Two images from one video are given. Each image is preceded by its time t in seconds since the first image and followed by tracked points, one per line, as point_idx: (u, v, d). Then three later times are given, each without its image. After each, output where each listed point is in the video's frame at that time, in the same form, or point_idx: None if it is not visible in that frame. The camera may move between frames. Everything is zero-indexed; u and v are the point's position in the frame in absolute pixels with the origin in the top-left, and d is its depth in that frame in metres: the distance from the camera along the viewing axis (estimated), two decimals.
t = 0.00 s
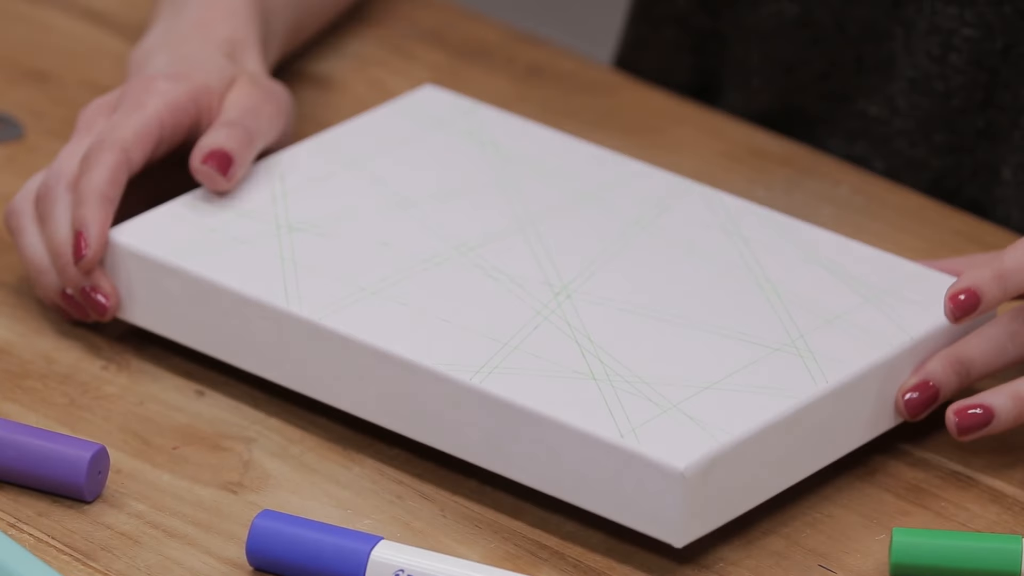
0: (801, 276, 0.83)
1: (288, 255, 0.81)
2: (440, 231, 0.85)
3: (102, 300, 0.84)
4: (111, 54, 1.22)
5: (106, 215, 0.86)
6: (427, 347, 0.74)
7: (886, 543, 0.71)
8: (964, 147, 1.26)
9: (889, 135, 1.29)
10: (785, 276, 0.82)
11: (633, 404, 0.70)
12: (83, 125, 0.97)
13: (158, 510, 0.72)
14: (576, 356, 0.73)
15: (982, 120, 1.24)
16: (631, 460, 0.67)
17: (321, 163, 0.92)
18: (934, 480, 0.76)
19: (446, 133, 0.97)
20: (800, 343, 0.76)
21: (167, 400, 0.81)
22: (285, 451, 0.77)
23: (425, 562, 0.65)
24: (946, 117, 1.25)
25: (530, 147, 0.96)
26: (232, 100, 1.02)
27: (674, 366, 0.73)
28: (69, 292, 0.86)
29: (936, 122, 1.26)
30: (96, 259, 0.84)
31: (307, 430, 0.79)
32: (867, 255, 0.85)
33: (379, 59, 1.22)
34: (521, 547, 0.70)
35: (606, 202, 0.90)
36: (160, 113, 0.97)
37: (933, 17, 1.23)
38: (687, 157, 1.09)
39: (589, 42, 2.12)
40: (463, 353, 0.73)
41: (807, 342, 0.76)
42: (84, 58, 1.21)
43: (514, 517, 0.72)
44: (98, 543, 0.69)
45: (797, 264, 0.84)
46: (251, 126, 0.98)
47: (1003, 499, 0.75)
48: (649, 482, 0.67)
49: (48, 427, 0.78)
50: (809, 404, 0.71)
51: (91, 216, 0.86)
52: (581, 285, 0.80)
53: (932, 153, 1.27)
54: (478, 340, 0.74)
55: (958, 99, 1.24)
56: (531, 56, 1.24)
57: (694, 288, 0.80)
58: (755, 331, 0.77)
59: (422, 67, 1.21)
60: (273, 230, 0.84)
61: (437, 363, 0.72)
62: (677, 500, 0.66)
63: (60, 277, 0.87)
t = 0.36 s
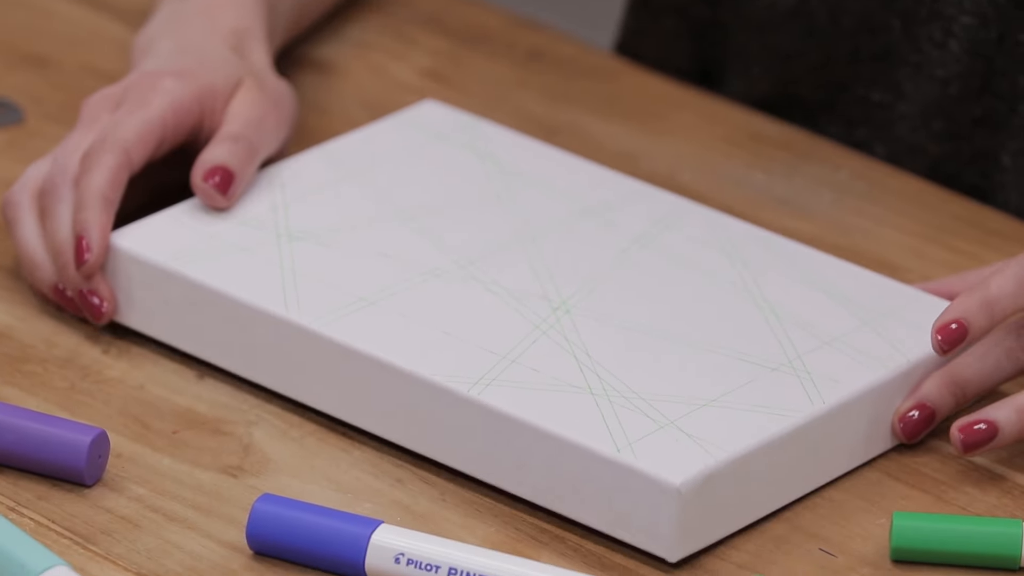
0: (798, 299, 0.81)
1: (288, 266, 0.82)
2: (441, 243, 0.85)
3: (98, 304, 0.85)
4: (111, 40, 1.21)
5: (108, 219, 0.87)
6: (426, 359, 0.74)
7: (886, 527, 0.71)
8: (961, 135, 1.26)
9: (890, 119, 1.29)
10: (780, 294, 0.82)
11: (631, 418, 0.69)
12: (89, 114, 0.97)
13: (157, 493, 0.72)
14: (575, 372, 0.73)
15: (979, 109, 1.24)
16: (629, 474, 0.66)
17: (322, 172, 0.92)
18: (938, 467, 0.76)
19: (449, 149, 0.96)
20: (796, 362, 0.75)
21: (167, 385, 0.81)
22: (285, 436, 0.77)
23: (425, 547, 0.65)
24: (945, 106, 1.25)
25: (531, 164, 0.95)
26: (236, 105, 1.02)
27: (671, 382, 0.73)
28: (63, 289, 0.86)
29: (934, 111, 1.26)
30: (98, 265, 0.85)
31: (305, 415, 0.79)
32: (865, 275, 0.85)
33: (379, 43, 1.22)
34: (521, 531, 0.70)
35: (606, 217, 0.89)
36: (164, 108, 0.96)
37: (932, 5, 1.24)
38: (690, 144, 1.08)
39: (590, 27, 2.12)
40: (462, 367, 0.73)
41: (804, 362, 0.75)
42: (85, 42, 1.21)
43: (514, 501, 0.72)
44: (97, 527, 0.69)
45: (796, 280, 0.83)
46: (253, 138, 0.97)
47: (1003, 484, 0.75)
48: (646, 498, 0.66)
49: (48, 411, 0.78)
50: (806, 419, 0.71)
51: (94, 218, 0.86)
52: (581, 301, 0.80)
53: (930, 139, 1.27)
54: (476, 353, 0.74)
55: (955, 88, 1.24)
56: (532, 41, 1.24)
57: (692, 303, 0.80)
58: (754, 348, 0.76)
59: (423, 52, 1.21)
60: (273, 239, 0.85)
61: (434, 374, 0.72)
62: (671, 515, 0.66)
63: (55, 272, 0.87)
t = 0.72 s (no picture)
0: (803, 273, 0.80)
1: (291, 246, 0.82)
2: (445, 220, 0.85)
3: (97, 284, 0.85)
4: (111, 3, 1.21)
5: (108, 200, 0.87)
6: (427, 339, 0.74)
7: (887, 493, 0.70)
8: (947, 88, 1.24)
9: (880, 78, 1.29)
10: (783, 267, 0.81)
11: (631, 400, 0.69)
12: (90, 86, 0.96)
13: (157, 460, 0.72)
14: (576, 352, 0.73)
15: (963, 61, 1.23)
16: (624, 456, 0.66)
17: (329, 148, 0.92)
18: (944, 436, 0.75)
19: (453, 123, 0.96)
20: (797, 339, 0.74)
21: (168, 351, 0.81)
22: (285, 402, 0.77)
23: (425, 513, 0.64)
24: (932, 60, 1.24)
25: (537, 136, 0.94)
26: (245, 82, 1.01)
27: (671, 362, 0.72)
28: (60, 259, 0.86)
29: (923, 64, 1.25)
30: (97, 245, 0.85)
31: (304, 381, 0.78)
32: (874, 248, 0.83)
33: (376, 8, 1.21)
34: (521, 497, 0.70)
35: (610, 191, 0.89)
36: (166, 86, 0.96)
37: None
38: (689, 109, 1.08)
39: None
40: (461, 347, 0.73)
41: (806, 338, 0.75)
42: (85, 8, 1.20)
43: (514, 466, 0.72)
44: (97, 493, 0.69)
45: (802, 254, 0.82)
46: (260, 120, 0.96)
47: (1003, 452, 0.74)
48: (643, 479, 0.66)
49: (48, 378, 0.78)
50: (807, 398, 0.70)
51: (94, 200, 0.87)
52: (582, 278, 0.79)
53: (922, 93, 1.26)
54: (477, 334, 0.74)
55: (941, 38, 1.23)
56: (531, 6, 1.23)
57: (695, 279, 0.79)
58: (757, 325, 0.75)
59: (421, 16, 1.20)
60: (276, 218, 0.85)
61: (433, 356, 0.72)
62: (670, 496, 0.66)
63: (54, 242, 0.87)
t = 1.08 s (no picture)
0: (805, 230, 0.80)
1: (289, 204, 0.81)
2: (445, 178, 0.84)
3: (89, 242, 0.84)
4: None
5: (105, 158, 0.87)
6: (428, 298, 0.73)
7: (887, 449, 0.70)
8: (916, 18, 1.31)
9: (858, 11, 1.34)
10: (784, 225, 0.80)
11: (632, 357, 0.69)
12: (91, 44, 0.96)
13: (157, 416, 0.72)
14: (577, 309, 0.73)
15: None
16: (625, 413, 0.66)
17: (327, 106, 0.91)
18: (946, 394, 0.74)
19: (453, 78, 0.95)
20: (798, 296, 0.74)
21: (168, 307, 0.81)
22: (285, 359, 0.77)
23: (426, 470, 0.64)
24: None
25: (537, 92, 0.94)
26: (242, 38, 1.00)
27: (673, 320, 0.72)
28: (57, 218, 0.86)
29: None
30: (91, 203, 0.84)
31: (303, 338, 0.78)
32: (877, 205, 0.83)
33: None
34: (522, 454, 0.70)
35: (610, 148, 0.88)
36: (166, 47, 0.95)
37: None
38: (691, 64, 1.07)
39: None
40: (461, 305, 0.73)
41: (807, 295, 0.74)
42: None
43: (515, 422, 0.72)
44: (97, 450, 0.69)
45: (804, 211, 0.82)
46: (254, 77, 0.95)
47: (1005, 407, 0.73)
48: (646, 435, 0.66)
49: (48, 335, 0.78)
50: (809, 355, 0.70)
51: (89, 156, 0.86)
52: (581, 234, 0.79)
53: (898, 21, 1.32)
54: (478, 292, 0.74)
55: None
56: None
57: (695, 236, 0.79)
58: (758, 283, 0.75)
59: None
60: (274, 176, 0.84)
61: (434, 314, 0.72)
62: (673, 453, 0.65)
63: (51, 200, 0.87)
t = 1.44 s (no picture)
0: (807, 179, 0.79)
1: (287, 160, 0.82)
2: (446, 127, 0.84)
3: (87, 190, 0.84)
4: None
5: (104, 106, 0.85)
6: (429, 247, 0.73)
7: (890, 397, 0.69)
8: None
9: None
10: (785, 174, 0.80)
11: (634, 307, 0.69)
12: None
13: (159, 365, 0.72)
14: (578, 258, 0.72)
15: None
16: (628, 361, 0.66)
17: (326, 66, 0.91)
18: (950, 343, 0.73)
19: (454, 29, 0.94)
20: (801, 244, 0.74)
21: (169, 257, 0.81)
22: (287, 308, 0.76)
23: (428, 419, 0.64)
24: None
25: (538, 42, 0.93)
26: None
27: (675, 268, 0.72)
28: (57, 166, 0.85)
29: None
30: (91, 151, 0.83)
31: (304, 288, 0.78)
32: (881, 155, 0.82)
33: None
34: (523, 402, 0.69)
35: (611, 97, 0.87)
36: None
37: None
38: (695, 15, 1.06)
39: None
40: (462, 255, 0.73)
41: (810, 244, 0.74)
42: None
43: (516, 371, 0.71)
44: (99, 399, 0.69)
45: (807, 160, 0.81)
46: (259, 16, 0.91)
47: (1007, 355, 0.72)
48: (647, 384, 0.66)
49: (49, 284, 0.78)
50: (811, 303, 0.69)
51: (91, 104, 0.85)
52: (582, 183, 0.79)
53: None
54: (479, 242, 0.74)
55: None
56: None
57: (698, 185, 0.78)
58: (760, 231, 0.75)
59: None
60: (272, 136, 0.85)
61: (435, 263, 0.72)
62: (676, 402, 0.65)
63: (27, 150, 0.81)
